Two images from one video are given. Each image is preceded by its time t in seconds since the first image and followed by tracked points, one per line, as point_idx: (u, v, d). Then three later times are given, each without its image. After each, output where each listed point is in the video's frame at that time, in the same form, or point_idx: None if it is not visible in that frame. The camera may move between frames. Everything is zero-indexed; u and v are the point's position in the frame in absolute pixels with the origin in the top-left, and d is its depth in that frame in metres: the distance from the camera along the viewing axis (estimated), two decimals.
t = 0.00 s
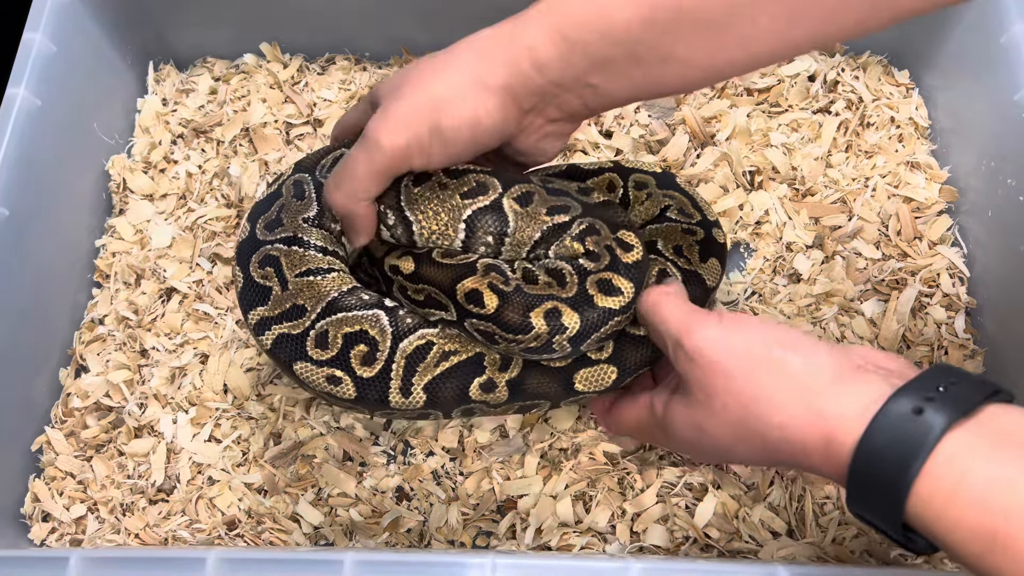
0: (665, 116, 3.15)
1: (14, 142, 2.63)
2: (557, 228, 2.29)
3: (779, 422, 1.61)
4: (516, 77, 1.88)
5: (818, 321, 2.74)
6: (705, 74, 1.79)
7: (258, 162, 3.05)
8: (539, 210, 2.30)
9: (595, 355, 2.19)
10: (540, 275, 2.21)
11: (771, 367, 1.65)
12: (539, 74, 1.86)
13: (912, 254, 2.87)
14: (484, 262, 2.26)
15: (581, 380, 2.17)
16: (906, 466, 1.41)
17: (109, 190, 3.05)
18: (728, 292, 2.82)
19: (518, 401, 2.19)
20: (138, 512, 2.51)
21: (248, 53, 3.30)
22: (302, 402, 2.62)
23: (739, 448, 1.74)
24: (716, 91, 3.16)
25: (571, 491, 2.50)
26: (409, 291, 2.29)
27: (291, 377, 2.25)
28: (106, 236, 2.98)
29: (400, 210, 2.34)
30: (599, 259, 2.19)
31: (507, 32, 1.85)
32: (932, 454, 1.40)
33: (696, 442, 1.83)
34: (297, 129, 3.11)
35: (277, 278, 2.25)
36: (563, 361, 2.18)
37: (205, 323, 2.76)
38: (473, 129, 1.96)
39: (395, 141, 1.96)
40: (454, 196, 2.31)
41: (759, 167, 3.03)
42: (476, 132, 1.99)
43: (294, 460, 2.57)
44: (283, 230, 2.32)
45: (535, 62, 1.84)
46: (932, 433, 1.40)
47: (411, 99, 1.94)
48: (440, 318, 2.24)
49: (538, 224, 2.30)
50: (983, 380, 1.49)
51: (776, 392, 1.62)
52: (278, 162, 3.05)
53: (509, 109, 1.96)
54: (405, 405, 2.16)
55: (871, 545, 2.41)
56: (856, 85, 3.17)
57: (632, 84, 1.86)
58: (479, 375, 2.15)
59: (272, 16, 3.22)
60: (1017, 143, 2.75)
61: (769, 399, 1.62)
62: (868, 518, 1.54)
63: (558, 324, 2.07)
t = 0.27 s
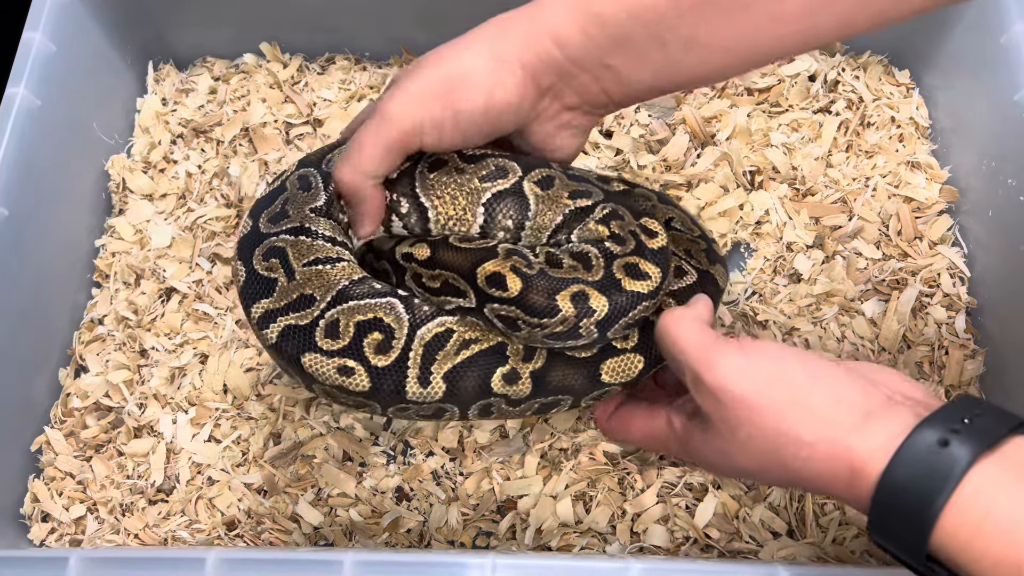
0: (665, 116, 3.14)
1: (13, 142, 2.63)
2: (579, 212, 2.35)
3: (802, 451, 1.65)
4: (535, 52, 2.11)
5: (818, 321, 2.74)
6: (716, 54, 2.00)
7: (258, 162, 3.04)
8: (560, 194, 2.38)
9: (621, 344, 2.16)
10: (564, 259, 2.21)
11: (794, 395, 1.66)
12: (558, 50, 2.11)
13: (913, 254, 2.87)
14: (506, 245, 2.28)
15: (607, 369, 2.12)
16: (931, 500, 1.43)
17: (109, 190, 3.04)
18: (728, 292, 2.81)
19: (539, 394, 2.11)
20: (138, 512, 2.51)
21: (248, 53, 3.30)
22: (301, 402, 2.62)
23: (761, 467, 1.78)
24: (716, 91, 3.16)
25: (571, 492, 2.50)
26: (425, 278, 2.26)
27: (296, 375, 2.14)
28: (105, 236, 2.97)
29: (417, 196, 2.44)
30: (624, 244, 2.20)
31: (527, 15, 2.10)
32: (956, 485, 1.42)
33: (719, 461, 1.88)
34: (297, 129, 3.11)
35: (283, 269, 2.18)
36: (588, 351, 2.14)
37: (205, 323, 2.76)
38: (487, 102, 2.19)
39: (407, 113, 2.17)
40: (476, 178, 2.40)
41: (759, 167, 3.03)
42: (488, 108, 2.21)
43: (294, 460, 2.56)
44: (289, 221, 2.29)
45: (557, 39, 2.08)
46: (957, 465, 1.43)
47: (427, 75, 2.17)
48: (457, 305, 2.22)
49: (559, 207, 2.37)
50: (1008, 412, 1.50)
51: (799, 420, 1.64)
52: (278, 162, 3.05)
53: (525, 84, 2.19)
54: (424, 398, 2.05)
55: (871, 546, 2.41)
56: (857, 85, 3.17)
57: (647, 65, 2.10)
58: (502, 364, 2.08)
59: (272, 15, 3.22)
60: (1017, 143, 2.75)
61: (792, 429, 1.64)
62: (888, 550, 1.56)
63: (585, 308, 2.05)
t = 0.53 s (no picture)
0: (665, 116, 3.14)
1: (13, 142, 2.63)
2: (586, 183, 2.32)
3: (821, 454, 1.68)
4: (555, 37, 2.34)
5: (818, 321, 2.74)
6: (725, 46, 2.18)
7: (258, 162, 3.04)
8: (567, 165, 2.37)
9: (625, 327, 2.11)
10: (565, 223, 2.22)
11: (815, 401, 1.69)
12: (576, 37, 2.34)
13: (913, 254, 2.87)
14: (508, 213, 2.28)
15: (609, 351, 2.06)
16: (950, 512, 1.49)
17: (109, 190, 3.04)
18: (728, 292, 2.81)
19: (534, 372, 2.02)
20: (138, 512, 2.51)
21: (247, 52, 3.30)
22: (301, 403, 2.62)
23: (770, 472, 1.80)
24: (716, 91, 3.15)
25: (571, 492, 2.50)
26: (424, 243, 2.28)
27: (288, 341, 2.12)
28: (105, 236, 2.97)
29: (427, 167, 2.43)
30: (629, 213, 2.19)
31: (549, 7, 2.35)
32: (975, 498, 1.48)
33: (725, 468, 1.89)
34: (297, 129, 3.11)
35: (285, 234, 2.21)
36: (592, 330, 2.09)
37: (205, 323, 2.76)
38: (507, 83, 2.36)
39: (434, 82, 2.29)
40: (483, 148, 2.41)
41: (759, 167, 3.02)
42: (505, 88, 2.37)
43: (294, 460, 2.56)
44: (298, 195, 2.34)
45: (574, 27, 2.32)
46: (975, 477, 1.48)
47: (453, 54, 2.33)
48: (453, 268, 2.23)
49: (566, 177, 2.36)
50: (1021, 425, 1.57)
51: (820, 426, 1.67)
52: (278, 162, 3.05)
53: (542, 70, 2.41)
54: (411, 362, 2.00)
55: (871, 546, 2.42)
56: (857, 85, 3.17)
57: (657, 56, 2.31)
58: (497, 335, 2.03)
59: (272, 15, 3.21)
60: (1017, 143, 2.75)
61: (814, 434, 1.67)
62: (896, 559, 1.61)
63: (583, 264, 2.07)
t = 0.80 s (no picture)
0: (665, 116, 3.14)
1: (13, 142, 2.62)
2: (591, 162, 2.39)
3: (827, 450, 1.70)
4: (569, 30, 2.52)
5: (818, 321, 2.74)
6: (727, 43, 2.31)
7: (258, 162, 3.04)
8: (574, 146, 2.45)
9: (637, 304, 2.12)
10: (571, 196, 2.26)
11: (831, 396, 1.72)
12: (587, 31, 2.51)
13: (913, 254, 2.86)
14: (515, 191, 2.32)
15: (622, 328, 2.05)
16: (946, 526, 1.50)
17: (108, 190, 3.04)
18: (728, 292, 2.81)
19: (544, 351, 2.00)
20: (138, 512, 2.51)
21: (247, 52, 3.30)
22: (301, 402, 2.62)
23: (771, 467, 1.81)
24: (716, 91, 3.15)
25: (571, 492, 2.50)
26: (430, 224, 2.33)
27: (295, 326, 2.12)
28: (105, 236, 2.97)
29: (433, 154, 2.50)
30: (636, 187, 2.24)
31: (565, 4, 2.53)
32: (971, 514, 1.49)
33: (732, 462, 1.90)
34: (297, 130, 3.10)
35: (294, 223, 2.25)
36: (603, 308, 2.09)
37: (205, 324, 2.76)
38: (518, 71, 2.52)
39: (450, 66, 2.44)
40: (492, 133, 2.49)
41: (759, 167, 3.02)
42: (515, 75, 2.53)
43: (294, 461, 2.56)
44: (309, 189, 2.41)
45: (585, 22, 2.50)
46: (972, 492, 1.50)
47: (472, 44, 2.49)
48: (459, 246, 2.26)
49: (572, 155, 2.43)
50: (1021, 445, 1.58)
51: (832, 422, 1.70)
52: (278, 162, 3.05)
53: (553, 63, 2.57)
54: (418, 342, 1.98)
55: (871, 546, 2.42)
56: (857, 85, 3.16)
57: (664, 49, 2.45)
58: (506, 313, 2.01)
59: (272, 15, 3.21)
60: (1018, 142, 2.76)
61: (825, 429, 1.70)
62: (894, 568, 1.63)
63: (590, 232, 2.10)
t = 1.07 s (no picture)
0: (665, 116, 3.14)
1: (14, 141, 2.62)
2: (583, 149, 2.36)
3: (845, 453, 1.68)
4: (571, 33, 2.56)
5: (818, 321, 2.74)
6: (724, 42, 2.29)
7: (258, 162, 3.04)
8: (566, 135, 2.44)
9: (635, 291, 2.05)
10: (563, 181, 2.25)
11: (861, 399, 1.71)
12: (587, 34, 2.56)
13: (913, 254, 2.86)
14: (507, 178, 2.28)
15: (620, 314, 1.97)
16: (960, 556, 1.46)
17: (108, 190, 3.04)
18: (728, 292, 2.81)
19: (538, 340, 1.92)
20: (138, 512, 2.51)
21: (247, 52, 3.29)
22: (302, 402, 2.62)
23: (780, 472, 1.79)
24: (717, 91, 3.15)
25: (571, 492, 2.49)
26: (421, 214, 2.31)
27: (283, 322, 2.06)
28: (105, 236, 2.97)
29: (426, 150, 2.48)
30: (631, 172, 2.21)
31: (568, 7, 2.59)
32: (987, 546, 1.45)
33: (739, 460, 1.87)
34: (296, 129, 3.10)
35: (282, 223, 2.22)
36: (599, 295, 2.01)
37: (205, 324, 2.76)
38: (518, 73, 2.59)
39: (451, 65, 2.50)
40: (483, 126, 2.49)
41: (759, 167, 3.02)
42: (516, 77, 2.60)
43: (293, 461, 2.56)
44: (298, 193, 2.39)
45: (586, 26, 2.54)
46: (987, 524, 1.45)
47: (474, 44, 2.55)
48: (451, 233, 2.23)
49: (565, 144, 2.41)
50: None
51: (852, 430, 1.69)
52: (278, 162, 3.04)
53: (553, 65, 2.63)
54: (409, 331, 1.92)
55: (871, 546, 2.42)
56: (857, 85, 3.16)
57: (664, 51, 2.45)
58: (499, 300, 1.95)
59: (272, 15, 3.21)
60: (1017, 141, 2.76)
61: (843, 436, 1.68)
62: None
63: (585, 210, 2.06)
